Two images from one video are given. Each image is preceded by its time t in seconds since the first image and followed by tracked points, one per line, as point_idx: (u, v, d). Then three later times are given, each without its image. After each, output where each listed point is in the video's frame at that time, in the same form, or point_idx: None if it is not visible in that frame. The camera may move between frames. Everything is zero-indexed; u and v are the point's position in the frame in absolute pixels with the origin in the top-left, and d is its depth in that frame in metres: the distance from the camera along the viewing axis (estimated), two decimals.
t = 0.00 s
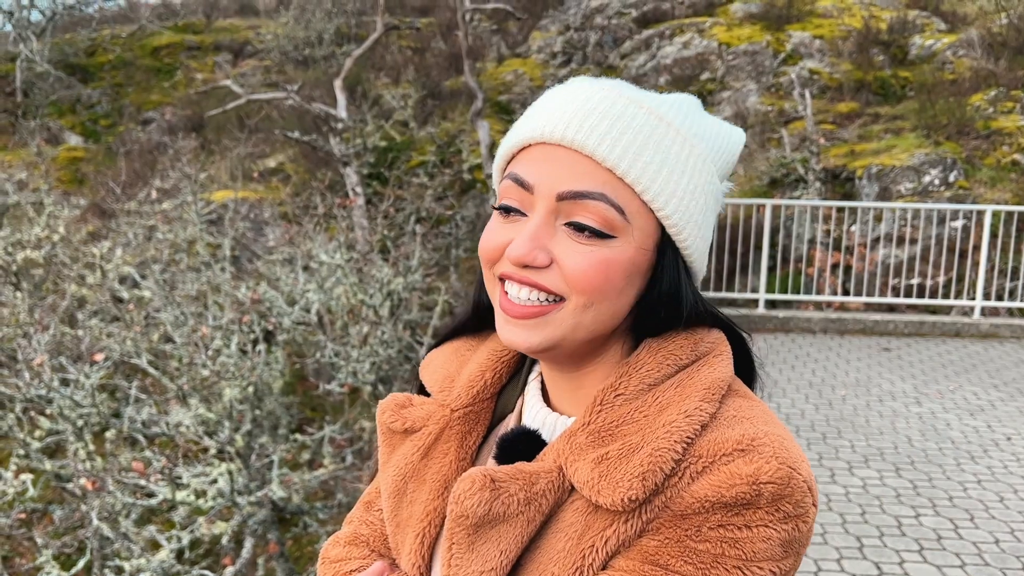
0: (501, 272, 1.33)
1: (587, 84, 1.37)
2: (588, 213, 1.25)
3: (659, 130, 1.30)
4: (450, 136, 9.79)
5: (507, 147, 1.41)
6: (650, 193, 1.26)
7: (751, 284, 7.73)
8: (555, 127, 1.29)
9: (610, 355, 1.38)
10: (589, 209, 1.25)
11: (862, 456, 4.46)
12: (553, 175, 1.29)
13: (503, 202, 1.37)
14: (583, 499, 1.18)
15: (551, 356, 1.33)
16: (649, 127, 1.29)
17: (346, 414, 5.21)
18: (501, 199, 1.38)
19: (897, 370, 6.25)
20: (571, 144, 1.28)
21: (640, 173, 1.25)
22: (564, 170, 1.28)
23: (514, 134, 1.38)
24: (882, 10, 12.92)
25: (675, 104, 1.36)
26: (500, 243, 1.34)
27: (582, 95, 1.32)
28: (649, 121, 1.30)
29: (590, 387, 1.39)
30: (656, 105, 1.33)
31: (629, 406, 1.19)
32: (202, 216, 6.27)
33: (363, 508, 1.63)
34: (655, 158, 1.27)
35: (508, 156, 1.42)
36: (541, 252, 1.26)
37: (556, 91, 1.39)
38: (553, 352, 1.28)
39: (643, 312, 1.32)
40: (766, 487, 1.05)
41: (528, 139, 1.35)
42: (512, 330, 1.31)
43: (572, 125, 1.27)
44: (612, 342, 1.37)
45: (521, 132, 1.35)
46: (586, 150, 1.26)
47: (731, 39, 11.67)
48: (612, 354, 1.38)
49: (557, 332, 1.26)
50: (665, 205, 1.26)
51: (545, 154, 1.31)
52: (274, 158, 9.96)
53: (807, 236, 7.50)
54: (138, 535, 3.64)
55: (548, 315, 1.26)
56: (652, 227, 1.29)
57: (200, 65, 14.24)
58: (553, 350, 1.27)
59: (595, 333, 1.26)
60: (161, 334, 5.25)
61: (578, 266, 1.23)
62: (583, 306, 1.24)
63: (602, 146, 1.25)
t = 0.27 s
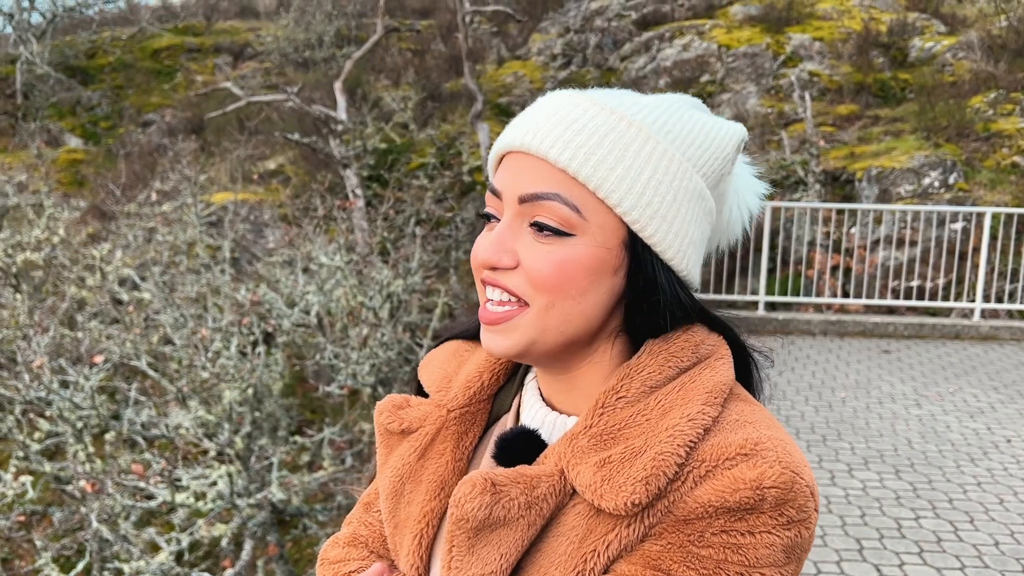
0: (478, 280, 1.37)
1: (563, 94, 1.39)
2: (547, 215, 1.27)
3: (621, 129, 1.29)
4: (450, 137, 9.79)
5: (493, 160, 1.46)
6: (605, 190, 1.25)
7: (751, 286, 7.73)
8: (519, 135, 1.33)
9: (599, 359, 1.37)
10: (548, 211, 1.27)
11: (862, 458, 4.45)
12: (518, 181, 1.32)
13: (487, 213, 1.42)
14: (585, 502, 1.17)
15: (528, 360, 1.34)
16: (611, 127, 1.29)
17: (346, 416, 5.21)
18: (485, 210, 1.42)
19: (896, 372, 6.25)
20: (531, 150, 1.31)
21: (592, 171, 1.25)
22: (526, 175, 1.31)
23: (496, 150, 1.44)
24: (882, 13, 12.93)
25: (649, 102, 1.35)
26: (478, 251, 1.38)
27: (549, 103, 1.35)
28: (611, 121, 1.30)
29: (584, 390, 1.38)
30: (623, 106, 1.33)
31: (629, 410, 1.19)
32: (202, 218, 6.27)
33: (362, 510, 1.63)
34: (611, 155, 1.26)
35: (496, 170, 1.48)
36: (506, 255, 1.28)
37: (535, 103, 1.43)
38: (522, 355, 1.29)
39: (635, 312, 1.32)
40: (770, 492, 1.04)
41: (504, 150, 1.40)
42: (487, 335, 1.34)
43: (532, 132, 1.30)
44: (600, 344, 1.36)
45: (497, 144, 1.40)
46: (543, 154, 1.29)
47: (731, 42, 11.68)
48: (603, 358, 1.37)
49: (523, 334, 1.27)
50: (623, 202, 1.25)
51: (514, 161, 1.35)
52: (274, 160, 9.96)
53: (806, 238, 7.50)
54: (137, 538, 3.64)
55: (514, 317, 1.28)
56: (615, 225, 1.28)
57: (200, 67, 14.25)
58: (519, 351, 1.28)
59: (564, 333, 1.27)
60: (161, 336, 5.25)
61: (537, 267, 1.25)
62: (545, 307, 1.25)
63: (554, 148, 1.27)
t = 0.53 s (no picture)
0: (475, 281, 1.36)
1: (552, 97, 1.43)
2: (543, 205, 1.28)
3: (612, 122, 1.31)
4: (449, 139, 9.80)
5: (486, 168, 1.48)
6: (599, 178, 1.26)
7: (750, 288, 7.74)
8: (511, 134, 1.35)
9: (598, 359, 1.36)
10: (543, 202, 1.28)
11: (861, 460, 4.45)
12: (512, 179, 1.33)
13: (482, 217, 1.43)
14: (583, 505, 1.17)
15: (527, 357, 1.33)
16: (601, 121, 1.31)
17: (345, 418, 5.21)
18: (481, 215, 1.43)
19: (895, 374, 6.26)
20: (523, 146, 1.32)
21: (587, 160, 1.26)
22: (520, 171, 1.33)
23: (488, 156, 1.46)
24: (881, 15, 12.94)
25: (637, 101, 1.38)
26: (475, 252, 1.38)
27: (538, 104, 1.38)
28: (601, 114, 1.32)
29: (582, 391, 1.38)
30: (613, 103, 1.36)
31: (628, 412, 1.19)
32: (201, 220, 6.27)
33: (358, 514, 1.63)
34: (602, 145, 1.28)
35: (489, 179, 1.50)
36: (502, 249, 1.28)
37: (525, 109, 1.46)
38: (522, 350, 1.27)
39: (632, 305, 1.31)
40: (768, 495, 1.04)
41: (496, 153, 1.42)
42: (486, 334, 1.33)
43: (523, 129, 1.33)
44: (598, 341, 1.35)
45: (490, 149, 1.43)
46: (535, 148, 1.30)
47: (730, 44, 11.71)
48: (602, 358, 1.36)
49: (521, 327, 1.26)
50: (617, 188, 1.26)
51: (507, 160, 1.37)
52: (273, 162, 9.97)
53: (805, 240, 7.50)
54: (136, 540, 3.63)
55: (512, 311, 1.27)
56: (610, 214, 1.28)
57: (200, 69, 14.26)
58: (519, 346, 1.27)
59: (565, 325, 1.25)
60: (159, 338, 5.25)
61: (535, 258, 1.25)
62: (545, 297, 1.24)
63: (547, 141, 1.28)
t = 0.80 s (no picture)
0: (470, 285, 1.36)
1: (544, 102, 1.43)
2: (537, 206, 1.28)
3: (604, 123, 1.31)
4: (447, 142, 9.79)
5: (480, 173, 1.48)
6: (593, 179, 1.26)
7: (749, 290, 7.74)
8: (504, 138, 1.35)
9: (595, 363, 1.35)
10: (537, 203, 1.28)
11: (859, 463, 4.45)
12: (506, 181, 1.34)
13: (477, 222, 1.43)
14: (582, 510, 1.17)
15: (523, 361, 1.32)
16: (593, 122, 1.31)
17: (343, 420, 5.20)
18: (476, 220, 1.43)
19: (893, 377, 6.26)
20: (516, 149, 1.33)
21: (580, 161, 1.26)
22: (513, 173, 1.33)
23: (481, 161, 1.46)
24: (879, 18, 12.95)
25: (630, 104, 1.38)
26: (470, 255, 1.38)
27: (530, 108, 1.39)
28: (593, 116, 1.32)
29: (580, 394, 1.37)
30: (605, 105, 1.36)
31: (627, 417, 1.19)
32: (199, 222, 6.27)
33: (354, 518, 1.62)
34: (595, 146, 1.28)
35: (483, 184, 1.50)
36: (497, 252, 1.28)
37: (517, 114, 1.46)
38: (518, 352, 1.26)
39: (630, 306, 1.30)
40: (768, 501, 1.04)
41: (490, 157, 1.43)
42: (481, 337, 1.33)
43: (516, 131, 1.33)
44: (596, 345, 1.35)
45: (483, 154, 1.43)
46: (528, 150, 1.30)
47: (728, 47, 11.72)
48: (599, 362, 1.36)
49: (517, 329, 1.25)
50: (611, 188, 1.26)
51: (500, 164, 1.37)
52: (272, 164, 9.97)
53: (803, 242, 7.50)
54: (133, 542, 3.62)
55: (507, 313, 1.27)
56: (605, 214, 1.28)
57: (198, 71, 14.26)
58: (514, 348, 1.26)
59: (561, 327, 1.25)
60: (157, 340, 5.24)
61: (530, 259, 1.24)
62: (540, 299, 1.23)
63: (540, 142, 1.29)
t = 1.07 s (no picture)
0: (471, 286, 1.35)
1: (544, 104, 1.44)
2: (537, 207, 1.28)
3: (603, 124, 1.32)
4: (446, 143, 9.79)
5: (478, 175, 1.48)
6: (593, 180, 1.26)
7: (748, 292, 7.75)
8: (502, 140, 1.35)
9: (595, 364, 1.35)
10: (537, 204, 1.28)
11: (858, 464, 4.45)
12: (505, 183, 1.34)
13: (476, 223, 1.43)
14: (582, 513, 1.17)
15: (523, 363, 1.32)
16: (593, 123, 1.31)
17: (342, 422, 5.20)
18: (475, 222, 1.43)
19: (892, 378, 6.26)
20: (515, 150, 1.33)
21: (579, 161, 1.26)
22: (512, 175, 1.33)
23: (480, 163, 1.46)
24: (877, 20, 12.97)
25: (630, 105, 1.38)
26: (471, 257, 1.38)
27: (529, 109, 1.39)
28: (592, 116, 1.33)
29: (580, 396, 1.37)
30: (605, 106, 1.36)
31: (628, 420, 1.19)
32: (198, 224, 6.27)
33: (353, 520, 1.62)
34: (594, 146, 1.28)
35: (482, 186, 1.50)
36: (496, 252, 1.28)
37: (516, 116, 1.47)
38: (518, 353, 1.26)
39: (630, 306, 1.30)
40: (769, 504, 1.03)
41: (489, 159, 1.43)
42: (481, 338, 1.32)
43: (514, 133, 1.33)
44: (596, 346, 1.34)
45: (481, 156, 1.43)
46: (528, 151, 1.30)
47: (727, 49, 11.74)
48: (600, 364, 1.35)
49: (516, 330, 1.25)
50: (611, 188, 1.26)
51: (499, 165, 1.37)
52: (271, 166, 9.97)
53: (802, 244, 7.50)
54: (132, 544, 3.61)
55: (507, 314, 1.26)
56: (605, 215, 1.28)
57: (197, 73, 14.26)
58: (514, 349, 1.25)
59: (561, 328, 1.24)
60: (156, 342, 5.24)
61: (531, 259, 1.24)
62: (540, 300, 1.23)
63: (539, 143, 1.29)
